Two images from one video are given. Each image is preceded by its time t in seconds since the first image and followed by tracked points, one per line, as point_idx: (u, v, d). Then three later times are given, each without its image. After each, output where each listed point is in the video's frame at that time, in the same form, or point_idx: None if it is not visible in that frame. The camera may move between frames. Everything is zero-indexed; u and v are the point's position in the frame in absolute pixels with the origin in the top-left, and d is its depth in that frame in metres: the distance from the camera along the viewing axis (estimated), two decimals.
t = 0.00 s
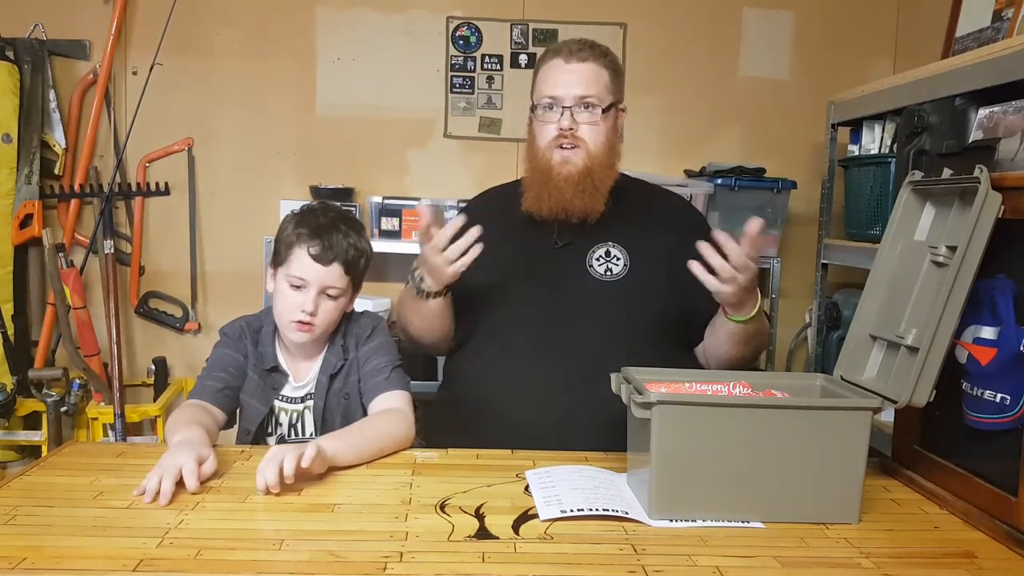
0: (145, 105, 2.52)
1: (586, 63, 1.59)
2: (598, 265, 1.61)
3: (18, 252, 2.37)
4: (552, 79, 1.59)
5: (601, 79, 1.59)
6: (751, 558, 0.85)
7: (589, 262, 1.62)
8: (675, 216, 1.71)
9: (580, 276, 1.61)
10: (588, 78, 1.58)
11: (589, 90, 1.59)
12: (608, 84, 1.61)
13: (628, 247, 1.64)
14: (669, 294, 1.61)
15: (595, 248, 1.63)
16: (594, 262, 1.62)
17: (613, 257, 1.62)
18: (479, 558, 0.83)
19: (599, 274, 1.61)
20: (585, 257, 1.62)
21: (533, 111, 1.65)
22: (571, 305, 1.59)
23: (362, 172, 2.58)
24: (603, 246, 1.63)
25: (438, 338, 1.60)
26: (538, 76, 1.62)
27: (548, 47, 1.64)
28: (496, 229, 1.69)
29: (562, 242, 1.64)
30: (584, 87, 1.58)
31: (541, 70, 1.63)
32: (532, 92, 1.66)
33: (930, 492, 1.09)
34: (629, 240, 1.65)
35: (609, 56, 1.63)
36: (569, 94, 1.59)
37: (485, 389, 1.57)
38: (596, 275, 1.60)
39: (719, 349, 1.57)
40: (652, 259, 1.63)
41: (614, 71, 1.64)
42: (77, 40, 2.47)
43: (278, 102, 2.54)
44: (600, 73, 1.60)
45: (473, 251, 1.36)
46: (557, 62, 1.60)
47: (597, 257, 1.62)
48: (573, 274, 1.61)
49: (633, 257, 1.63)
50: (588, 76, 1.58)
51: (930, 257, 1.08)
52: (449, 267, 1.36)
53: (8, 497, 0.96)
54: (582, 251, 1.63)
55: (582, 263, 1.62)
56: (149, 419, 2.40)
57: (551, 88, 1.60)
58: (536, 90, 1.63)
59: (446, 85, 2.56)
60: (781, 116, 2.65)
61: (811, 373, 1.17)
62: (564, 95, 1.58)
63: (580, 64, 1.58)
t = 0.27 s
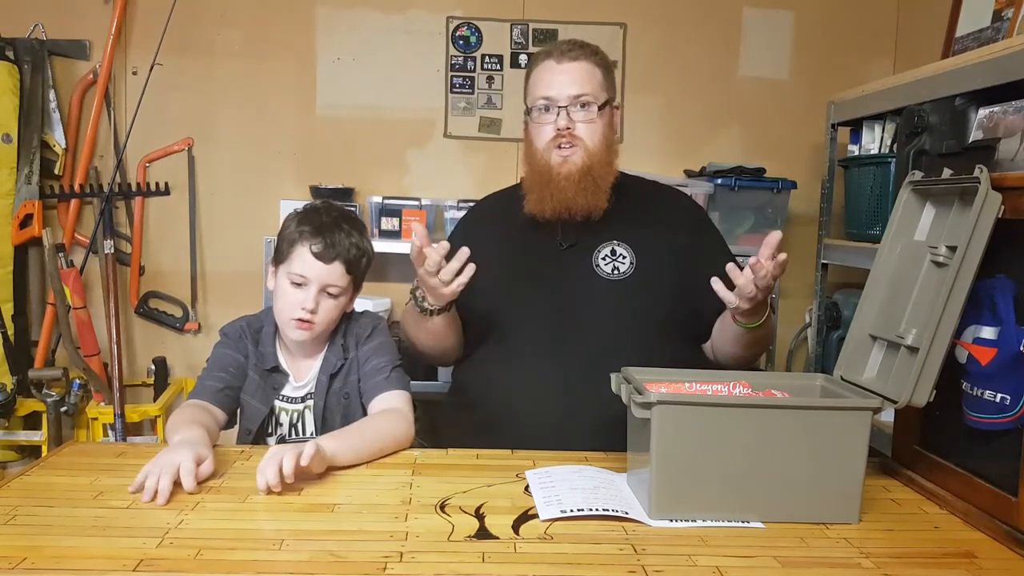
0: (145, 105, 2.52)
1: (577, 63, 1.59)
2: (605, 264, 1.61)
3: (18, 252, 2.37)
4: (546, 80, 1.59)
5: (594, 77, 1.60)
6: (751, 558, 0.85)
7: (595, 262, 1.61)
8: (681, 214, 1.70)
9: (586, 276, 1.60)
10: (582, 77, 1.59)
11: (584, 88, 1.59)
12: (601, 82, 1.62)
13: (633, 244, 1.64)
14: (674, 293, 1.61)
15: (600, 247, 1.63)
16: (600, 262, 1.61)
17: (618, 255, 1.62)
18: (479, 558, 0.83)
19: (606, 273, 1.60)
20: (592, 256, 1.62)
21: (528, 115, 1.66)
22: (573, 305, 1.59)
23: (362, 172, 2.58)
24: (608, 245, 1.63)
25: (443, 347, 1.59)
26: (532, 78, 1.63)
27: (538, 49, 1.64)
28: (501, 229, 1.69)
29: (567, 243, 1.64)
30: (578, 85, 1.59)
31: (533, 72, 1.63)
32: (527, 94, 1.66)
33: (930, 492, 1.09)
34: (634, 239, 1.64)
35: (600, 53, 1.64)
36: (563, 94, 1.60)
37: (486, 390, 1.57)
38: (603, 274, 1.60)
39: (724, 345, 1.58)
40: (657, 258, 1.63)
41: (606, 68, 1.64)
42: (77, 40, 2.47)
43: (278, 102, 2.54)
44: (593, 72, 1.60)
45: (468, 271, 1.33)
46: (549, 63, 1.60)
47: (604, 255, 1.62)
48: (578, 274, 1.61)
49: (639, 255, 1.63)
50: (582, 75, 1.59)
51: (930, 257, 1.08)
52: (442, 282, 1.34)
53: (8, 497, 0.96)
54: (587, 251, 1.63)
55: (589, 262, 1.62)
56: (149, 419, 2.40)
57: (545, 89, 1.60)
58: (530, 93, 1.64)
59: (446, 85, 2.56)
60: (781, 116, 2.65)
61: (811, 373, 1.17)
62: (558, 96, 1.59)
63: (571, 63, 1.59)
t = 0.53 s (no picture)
0: (145, 105, 2.52)
1: (579, 61, 1.58)
2: (608, 263, 1.61)
3: (19, 252, 2.37)
4: (547, 79, 1.58)
5: (594, 77, 1.59)
6: (751, 558, 0.85)
7: (597, 260, 1.61)
8: (683, 214, 1.71)
9: (588, 275, 1.60)
10: (583, 76, 1.57)
11: (584, 88, 1.58)
12: (602, 81, 1.60)
13: (636, 243, 1.64)
14: (676, 292, 1.61)
15: (603, 246, 1.63)
16: (603, 260, 1.61)
17: (621, 254, 1.62)
18: (479, 558, 0.83)
19: (609, 272, 1.60)
20: (594, 255, 1.62)
21: (528, 111, 1.65)
22: (574, 304, 1.59)
23: (362, 172, 2.58)
24: (611, 244, 1.63)
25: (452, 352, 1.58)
26: (532, 77, 1.62)
27: (539, 49, 1.63)
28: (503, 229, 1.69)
29: (569, 242, 1.64)
30: (578, 85, 1.57)
31: (533, 71, 1.62)
32: (527, 92, 1.65)
33: (930, 492, 1.09)
34: (636, 239, 1.65)
35: (600, 53, 1.62)
36: (564, 93, 1.58)
37: (487, 389, 1.57)
38: (606, 273, 1.60)
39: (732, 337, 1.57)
40: (659, 258, 1.63)
41: (606, 68, 1.63)
42: (77, 40, 2.47)
43: (278, 102, 2.54)
44: (593, 71, 1.59)
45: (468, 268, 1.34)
46: (550, 63, 1.59)
47: (605, 254, 1.62)
48: (581, 273, 1.61)
49: (641, 254, 1.63)
50: (582, 74, 1.58)
51: (930, 257, 1.08)
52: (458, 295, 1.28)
53: (8, 497, 0.96)
54: (590, 250, 1.63)
55: (592, 261, 1.62)
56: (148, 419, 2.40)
57: (546, 88, 1.59)
58: (530, 90, 1.62)
59: (446, 85, 2.56)
60: (781, 116, 2.65)
61: (811, 373, 1.17)
62: (559, 94, 1.57)
63: (572, 63, 1.58)
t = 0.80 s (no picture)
0: (145, 105, 2.52)
1: (599, 62, 1.59)
2: (605, 263, 1.61)
3: (19, 252, 2.37)
4: (566, 73, 1.59)
5: (612, 78, 1.60)
6: (751, 558, 0.85)
7: (595, 260, 1.61)
8: (680, 214, 1.71)
9: (586, 275, 1.60)
10: (601, 77, 1.59)
11: (601, 88, 1.59)
12: (619, 85, 1.62)
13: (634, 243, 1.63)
14: (675, 292, 1.61)
15: (601, 246, 1.63)
16: (600, 260, 1.61)
17: (619, 254, 1.62)
18: (479, 558, 0.83)
19: (606, 272, 1.60)
20: (593, 255, 1.62)
21: (541, 105, 1.64)
22: (573, 304, 1.58)
23: (363, 172, 2.58)
24: (609, 244, 1.63)
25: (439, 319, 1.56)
26: (550, 71, 1.63)
27: (560, 45, 1.65)
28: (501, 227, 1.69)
29: (568, 242, 1.63)
30: (596, 85, 1.58)
31: (552, 65, 1.63)
32: (542, 87, 1.65)
33: (930, 492, 1.09)
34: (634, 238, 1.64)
35: (621, 57, 1.64)
36: (580, 91, 1.59)
37: (486, 387, 1.57)
38: (603, 274, 1.60)
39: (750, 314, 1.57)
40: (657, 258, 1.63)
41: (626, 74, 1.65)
42: (77, 40, 2.47)
43: (278, 102, 2.54)
44: (612, 73, 1.60)
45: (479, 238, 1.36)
46: (572, 58, 1.60)
47: (603, 254, 1.62)
48: (578, 273, 1.61)
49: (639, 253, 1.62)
50: (600, 74, 1.59)
51: (930, 257, 1.08)
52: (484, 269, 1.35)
53: (8, 497, 0.96)
54: (588, 250, 1.62)
55: (589, 261, 1.61)
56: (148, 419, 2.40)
57: (563, 83, 1.59)
58: (547, 84, 1.63)
59: (446, 85, 2.55)
60: (781, 116, 2.65)
61: (811, 373, 1.17)
62: (575, 90, 1.58)
63: (593, 62, 1.59)
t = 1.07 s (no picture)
0: (145, 105, 2.52)
1: (608, 61, 1.57)
2: (606, 264, 1.60)
3: (19, 252, 2.37)
4: (573, 72, 1.57)
5: (620, 78, 1.58)
6: (751, 558, 0.85)
7: (596, 260, 1.60)
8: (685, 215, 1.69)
9: (587, 276, 1.59)
10: (609, 76, 1.57)
11: (608, 87, 1.57)
12: (626, 85, 1.60)
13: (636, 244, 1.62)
14: (676, 293, 1.60)
15: (602, 247, 1.61)
16: (601, 261, 1.60)
17: (620, 255, 1.61)
18: (479, 558, 0.83)
19: (607, 272, 1.59)
20: (594, 255, 1.61)
21: (548, 103, 1.62)
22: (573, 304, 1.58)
23: (363, 172, 2.58)
24: (611, 244, 1.62)
25: (434, 278, 1.58)
26: (559, 69, 1.61)
27: (569, 42, 1.63)
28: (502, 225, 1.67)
29: (568, 241, 1.62)
30: (603, 84, 1.56)
31: (561, 63, 1.61)
32: (549, 85, 1.63)
33: (930, 492, 1.09)
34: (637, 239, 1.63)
35: (631, 58, 1.62)
36: (587, 90, 1.57)
37: (485, 388, 1.57)
38: (604, 274, 1.59)
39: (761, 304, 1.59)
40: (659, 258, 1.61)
41: (634, 75, 1.62)
42: (77, 40, 2.47)
43: (278, 102, 2.54)
44: (620, 73, 1.58)
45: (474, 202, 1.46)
46: (580, 56, 1.58)
47: (605, 254, 1.61)
48: (579, 273, 1.60)
49: (640, 254, 1.61)
50: (608, 74, 1.57)
51: (930, 257, 1.08)
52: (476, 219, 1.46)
53: (8, 497, 0.96)
54: (590, 250, 1.62)
55: (590, 261, 1.61)
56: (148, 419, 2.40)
57: (571, 82, 1.57)
58: (554, 82, 1.61)
59: (446, 85, 2.56)
60: (781, 116, 2.65)
61: (811, 373, 1.17)
62: (582, 89, 1.56)
63: (602, 62, 1.57)
